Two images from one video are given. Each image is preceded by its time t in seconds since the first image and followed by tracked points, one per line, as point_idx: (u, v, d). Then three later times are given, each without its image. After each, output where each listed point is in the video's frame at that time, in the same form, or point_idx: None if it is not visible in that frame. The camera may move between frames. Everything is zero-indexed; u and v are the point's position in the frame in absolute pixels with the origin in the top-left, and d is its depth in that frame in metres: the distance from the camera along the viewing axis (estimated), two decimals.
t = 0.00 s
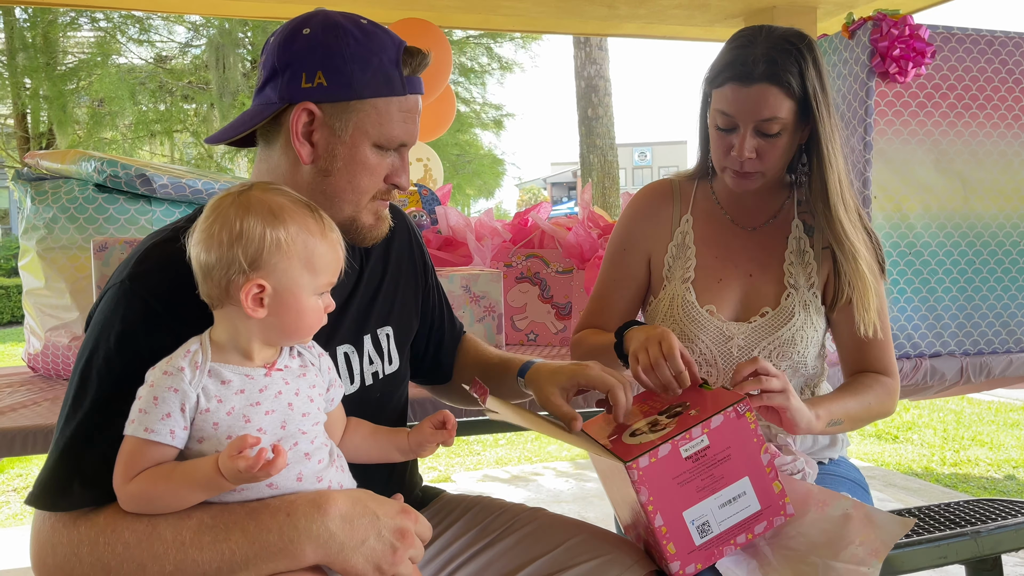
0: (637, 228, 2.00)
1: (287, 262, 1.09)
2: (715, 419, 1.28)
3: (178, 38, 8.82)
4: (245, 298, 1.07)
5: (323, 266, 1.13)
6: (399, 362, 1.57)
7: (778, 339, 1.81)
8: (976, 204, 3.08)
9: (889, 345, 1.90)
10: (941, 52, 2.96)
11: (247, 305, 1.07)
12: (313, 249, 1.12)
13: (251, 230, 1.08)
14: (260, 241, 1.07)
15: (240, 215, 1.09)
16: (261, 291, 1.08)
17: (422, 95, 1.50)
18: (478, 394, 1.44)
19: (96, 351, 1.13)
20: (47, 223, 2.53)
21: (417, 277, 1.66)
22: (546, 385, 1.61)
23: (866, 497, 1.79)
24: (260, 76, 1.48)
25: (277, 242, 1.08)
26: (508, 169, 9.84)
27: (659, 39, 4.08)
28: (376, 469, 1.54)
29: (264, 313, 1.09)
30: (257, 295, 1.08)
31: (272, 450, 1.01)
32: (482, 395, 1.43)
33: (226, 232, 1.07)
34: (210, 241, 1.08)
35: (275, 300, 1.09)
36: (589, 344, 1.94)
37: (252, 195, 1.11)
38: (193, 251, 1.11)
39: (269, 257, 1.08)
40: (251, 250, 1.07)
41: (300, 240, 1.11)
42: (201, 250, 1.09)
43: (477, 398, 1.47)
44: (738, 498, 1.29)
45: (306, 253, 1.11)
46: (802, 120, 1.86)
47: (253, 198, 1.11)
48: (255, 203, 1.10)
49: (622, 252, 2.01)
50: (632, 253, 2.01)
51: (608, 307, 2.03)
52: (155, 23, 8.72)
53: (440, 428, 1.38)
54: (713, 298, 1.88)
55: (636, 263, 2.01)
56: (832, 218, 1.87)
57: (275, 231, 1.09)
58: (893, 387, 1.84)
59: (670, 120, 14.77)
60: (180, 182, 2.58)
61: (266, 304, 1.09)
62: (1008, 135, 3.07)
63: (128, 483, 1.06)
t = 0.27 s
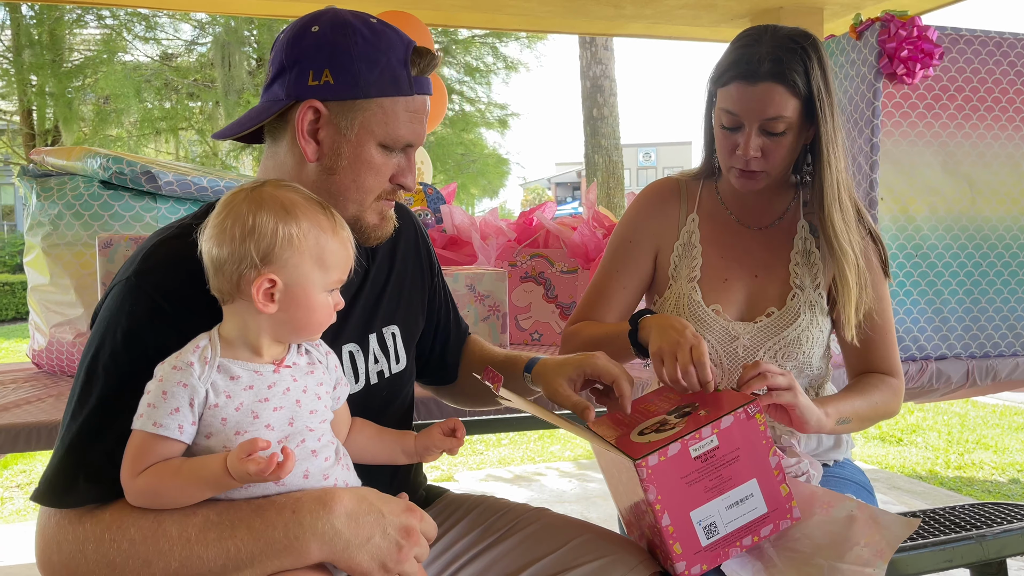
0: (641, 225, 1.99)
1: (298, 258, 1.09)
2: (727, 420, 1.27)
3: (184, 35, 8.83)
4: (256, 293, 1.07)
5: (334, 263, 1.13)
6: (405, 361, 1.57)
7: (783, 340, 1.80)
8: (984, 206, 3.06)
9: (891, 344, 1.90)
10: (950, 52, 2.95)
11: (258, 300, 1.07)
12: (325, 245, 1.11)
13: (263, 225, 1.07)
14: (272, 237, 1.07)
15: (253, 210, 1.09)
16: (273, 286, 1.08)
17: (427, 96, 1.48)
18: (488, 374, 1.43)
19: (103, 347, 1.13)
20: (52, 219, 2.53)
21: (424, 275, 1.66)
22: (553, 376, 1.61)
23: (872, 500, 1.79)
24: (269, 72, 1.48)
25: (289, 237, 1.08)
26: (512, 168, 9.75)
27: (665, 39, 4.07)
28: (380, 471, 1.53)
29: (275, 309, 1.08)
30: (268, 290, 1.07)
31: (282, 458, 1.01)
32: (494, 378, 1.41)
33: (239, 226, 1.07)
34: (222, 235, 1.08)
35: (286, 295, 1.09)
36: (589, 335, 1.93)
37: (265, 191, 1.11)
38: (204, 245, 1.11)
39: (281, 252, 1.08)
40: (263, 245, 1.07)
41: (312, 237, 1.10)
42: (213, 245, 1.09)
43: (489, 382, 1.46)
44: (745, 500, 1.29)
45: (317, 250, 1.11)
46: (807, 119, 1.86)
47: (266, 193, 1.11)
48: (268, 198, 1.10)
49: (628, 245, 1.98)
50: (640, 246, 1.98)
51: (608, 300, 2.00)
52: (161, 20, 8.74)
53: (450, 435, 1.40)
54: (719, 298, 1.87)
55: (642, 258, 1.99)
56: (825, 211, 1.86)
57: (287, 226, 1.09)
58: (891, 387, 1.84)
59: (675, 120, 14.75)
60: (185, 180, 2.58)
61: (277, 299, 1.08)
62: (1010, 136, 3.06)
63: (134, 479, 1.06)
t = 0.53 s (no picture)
0: (646, 227, 1.98)
1: (303, 257, 1.09)
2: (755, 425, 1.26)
3: (191, 33, 8.85)
4: (261, 293, 1.06)
5: (339, 263, 1.12)
6: (410, 360, 1.56)
7: (790, 343, 1.80)
8: (992, 208, 3.05)
9: (905, 344, 1.90)
10: (959, 54, 2.94)
11: (261, 300, 1.07)
12: (330, 245, 1.11)
13: (268, 225, 1.07)
14: (276, 237, 1.07)
15: (257, 209, 1.08)
16: (277, 286, 1.08)
17: (437, 95, 1.48)
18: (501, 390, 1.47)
19: (107, 346, 1.13)
20: (58, 216, 2.54)
21: (431, 276, 1.66)
22: (539, 376, 1.61)
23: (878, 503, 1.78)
24: (278, 70, 1.47)
25: (294, 237, 1.08)
26: (517, 168, 9.67)
27: (672, 38, 4.06)
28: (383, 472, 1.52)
29: (279, 309, 1.08)
30: (273, 290, 1.07)
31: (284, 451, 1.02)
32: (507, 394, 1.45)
33: (244, 226, 1.07)
34: (227, 235, 1.07)
35: (291, 296, 1.09)
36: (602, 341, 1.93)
37: (270, 190, 1.11)
38: (208, 246, 1.11)
39: (285, 252, 1.07)
40: (267, 245, 1.07)
41: (317, 237, 1.10)
42: (217, 245, 1.08)
43: (500, 397, 1.50)
44: (761, 507, 1.29)
45: (322, 250, 1.10)
46: (810, 121, 1.84)
47: (271, 192, 1.10)
48: (273, 197, 1.09)
49: (635, 249, 1.97)
50: (644, 252, 1.98)
51: (614, 301, 2.00)
52: (167, 18, 8.76)
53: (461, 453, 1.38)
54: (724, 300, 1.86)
55: (647, 262, 1.99)
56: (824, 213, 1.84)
57: (291, 226, 1.08)
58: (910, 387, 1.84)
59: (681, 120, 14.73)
60: (191, 177, 2.58)
61: (281, 300, 1.08)
62: (1018, 138, 3.04)
63: (136, 479, 1.06)
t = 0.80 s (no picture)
0: (650, 231, 1.99)
1: (302, 263, 1.08)
2: (773, 431, 1.25)
3: (196, 31, 8.87)
4: (260, 299, 1.06)
5: (340, 266, 1.12)
6: (415, 359, 1.56)
7: (795, 347, 1.80)
8: (1000, 210, 3.03)
9: (917, 344, 1.89)
10: (966, 55, 2.93)
11: (261, 306, 1.06)
12: (330, 249, 1.10)
13: (265, 230, 1.07)
14: (274, 242, 1.06)
15: (255, 214, 1.08)
16: (276, 292, 1.07)
17: (443, 93, 1.48)
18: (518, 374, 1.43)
19: (111, 346, 1.13)
20: (64, 214, 2.54)
21: (434, 275, 1.65)
22: (573, 374, 1.59)
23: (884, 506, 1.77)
24: (282, 69, 1.46)
25: (292, 243, 1.07)
26: (522, 168, 9.65)
27: (677, 38, 4.05)
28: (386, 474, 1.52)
29: (279, 314, 1.08)
30: (272, 296, 1.07)
31: (286, 457, 1.01)
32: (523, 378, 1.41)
33: (241, 231, 1.06)
34: (225, 240, 1.07)
35: (291, 301, 1.08)
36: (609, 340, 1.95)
37: (267, 193, 1.10)
38: (208, 250, 1.10)
39: (283, 258, 1.07)
40: (266, 251, 1.06)
41: (316, 241, 1.09)
42: (215, 249, 1.08)
43: (518, 384, 1.45)
44: (771, 514, 1.28)
45: (322, 253, 1.10)
46: (810, 126, 1.83)
47: (268, 195, 1.10)
48: (271, 201, 1.09)
49: (638, 256, 1.99)
50: (647, 260, 1.99)
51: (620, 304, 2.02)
52: (173, 16, 8.80)
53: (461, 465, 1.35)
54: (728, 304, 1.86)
55: (651, 268, 2.00)
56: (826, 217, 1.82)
57: (290, 231, 1.08)
58: (923, 390, 1.83)
59: (685, 120, 14.70)
60: (196, 176, 2.58)
61: (281, 305, 1.08)
62: None
63: (139, 480, 1.06)
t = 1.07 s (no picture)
0: (659, 228, 1.98)
1: (309, 262, 1.07)
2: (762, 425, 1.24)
3: (201, 29, 8.88)
4: (265, 298, 1.05)
5: (346, 265, 1.11)
6: (420, 356, 1.54)
7: (799, 346, 1.78)
8: (1006, 210, 3.02)
9: (919, 345, 1.86)
10: (974, 54, 2.91)
11: (267, 305, 1.06)
12: (337, 248, 1.10)
13: (272, 228, 1.06)
14: (280, 241, 1.06)
15: (261, 212, 1.07)
16: (282, 291, 1.06)
17: (450, 91, 1.48)
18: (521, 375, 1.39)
19: (115, 343, 1.12)
20: (68, 211, 2.54)
21: (442, 273, 1.64)
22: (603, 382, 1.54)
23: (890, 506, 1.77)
24: (288, 66, 1.46)
25: (298, 242, 1.06)
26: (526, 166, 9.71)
27: (683, 37, 4.03)
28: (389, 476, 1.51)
29: (284, 314, 1.07)
30: (278, 295, 1.06)
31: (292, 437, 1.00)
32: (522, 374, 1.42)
33: (247, 229, 1.06)
34: (231, 238, 1.06)
35: (297, 300, 1.07)
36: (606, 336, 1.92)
37: (274, 192, 1.10)
38: (215, 248, 1.10)
39: (290, 257, 1.06)
40: (271, 250, 1.06)
41: (322, 241, 1.08)
42: (222, 247, 1.07)
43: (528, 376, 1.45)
44: (771, 510, 1.27)
45: (328, 252, 1.09)
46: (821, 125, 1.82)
47: (275, 194, 1.09)
48: (277, 200, 1.08)
49: (643, 251, 1.98)
50: (654, 251, 1.99)
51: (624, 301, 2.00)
52: (178, 14, 8.82)
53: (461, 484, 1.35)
54: (735, 303, 1.85)
55: (658, 264, 1.99)
56: (829, 219, 1.81)
57: (296, 230, 1.07)
58: (924, 393, 1.81)
59: (689, 119, 14.68)
60: (200, 173, 2.58)
61: (287, 304, 1.07)
62: None
63: (143, 477, 1.05)
